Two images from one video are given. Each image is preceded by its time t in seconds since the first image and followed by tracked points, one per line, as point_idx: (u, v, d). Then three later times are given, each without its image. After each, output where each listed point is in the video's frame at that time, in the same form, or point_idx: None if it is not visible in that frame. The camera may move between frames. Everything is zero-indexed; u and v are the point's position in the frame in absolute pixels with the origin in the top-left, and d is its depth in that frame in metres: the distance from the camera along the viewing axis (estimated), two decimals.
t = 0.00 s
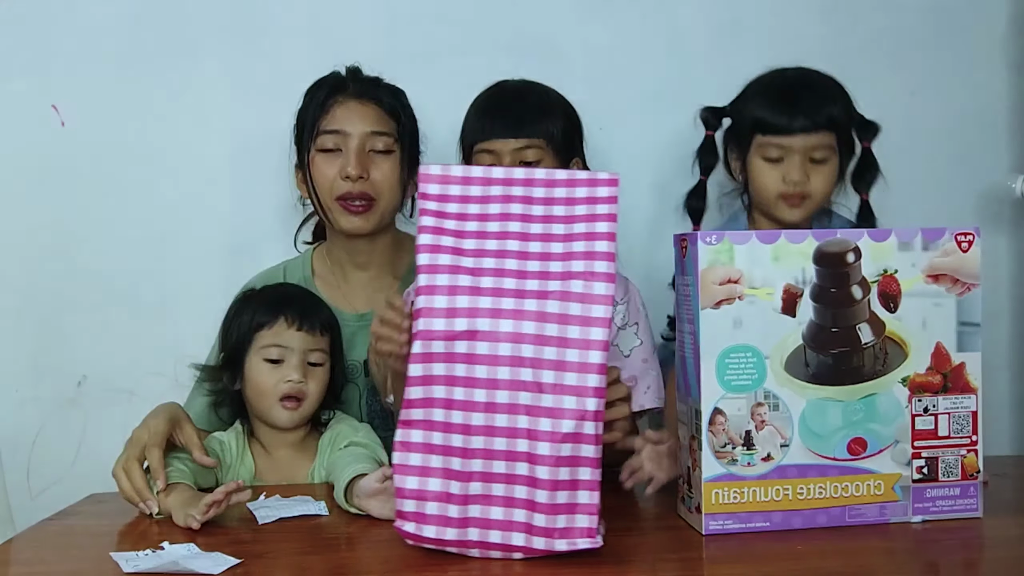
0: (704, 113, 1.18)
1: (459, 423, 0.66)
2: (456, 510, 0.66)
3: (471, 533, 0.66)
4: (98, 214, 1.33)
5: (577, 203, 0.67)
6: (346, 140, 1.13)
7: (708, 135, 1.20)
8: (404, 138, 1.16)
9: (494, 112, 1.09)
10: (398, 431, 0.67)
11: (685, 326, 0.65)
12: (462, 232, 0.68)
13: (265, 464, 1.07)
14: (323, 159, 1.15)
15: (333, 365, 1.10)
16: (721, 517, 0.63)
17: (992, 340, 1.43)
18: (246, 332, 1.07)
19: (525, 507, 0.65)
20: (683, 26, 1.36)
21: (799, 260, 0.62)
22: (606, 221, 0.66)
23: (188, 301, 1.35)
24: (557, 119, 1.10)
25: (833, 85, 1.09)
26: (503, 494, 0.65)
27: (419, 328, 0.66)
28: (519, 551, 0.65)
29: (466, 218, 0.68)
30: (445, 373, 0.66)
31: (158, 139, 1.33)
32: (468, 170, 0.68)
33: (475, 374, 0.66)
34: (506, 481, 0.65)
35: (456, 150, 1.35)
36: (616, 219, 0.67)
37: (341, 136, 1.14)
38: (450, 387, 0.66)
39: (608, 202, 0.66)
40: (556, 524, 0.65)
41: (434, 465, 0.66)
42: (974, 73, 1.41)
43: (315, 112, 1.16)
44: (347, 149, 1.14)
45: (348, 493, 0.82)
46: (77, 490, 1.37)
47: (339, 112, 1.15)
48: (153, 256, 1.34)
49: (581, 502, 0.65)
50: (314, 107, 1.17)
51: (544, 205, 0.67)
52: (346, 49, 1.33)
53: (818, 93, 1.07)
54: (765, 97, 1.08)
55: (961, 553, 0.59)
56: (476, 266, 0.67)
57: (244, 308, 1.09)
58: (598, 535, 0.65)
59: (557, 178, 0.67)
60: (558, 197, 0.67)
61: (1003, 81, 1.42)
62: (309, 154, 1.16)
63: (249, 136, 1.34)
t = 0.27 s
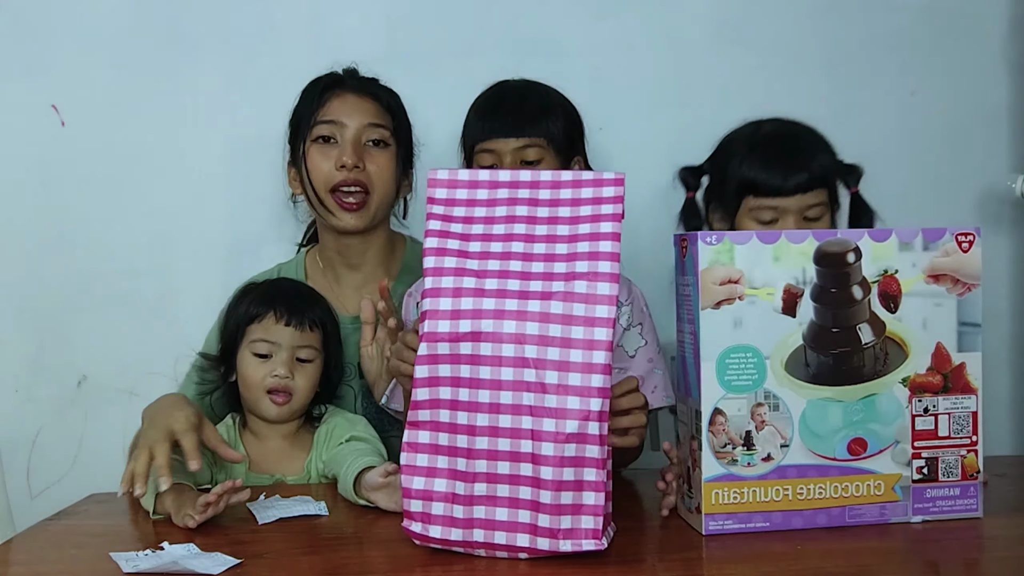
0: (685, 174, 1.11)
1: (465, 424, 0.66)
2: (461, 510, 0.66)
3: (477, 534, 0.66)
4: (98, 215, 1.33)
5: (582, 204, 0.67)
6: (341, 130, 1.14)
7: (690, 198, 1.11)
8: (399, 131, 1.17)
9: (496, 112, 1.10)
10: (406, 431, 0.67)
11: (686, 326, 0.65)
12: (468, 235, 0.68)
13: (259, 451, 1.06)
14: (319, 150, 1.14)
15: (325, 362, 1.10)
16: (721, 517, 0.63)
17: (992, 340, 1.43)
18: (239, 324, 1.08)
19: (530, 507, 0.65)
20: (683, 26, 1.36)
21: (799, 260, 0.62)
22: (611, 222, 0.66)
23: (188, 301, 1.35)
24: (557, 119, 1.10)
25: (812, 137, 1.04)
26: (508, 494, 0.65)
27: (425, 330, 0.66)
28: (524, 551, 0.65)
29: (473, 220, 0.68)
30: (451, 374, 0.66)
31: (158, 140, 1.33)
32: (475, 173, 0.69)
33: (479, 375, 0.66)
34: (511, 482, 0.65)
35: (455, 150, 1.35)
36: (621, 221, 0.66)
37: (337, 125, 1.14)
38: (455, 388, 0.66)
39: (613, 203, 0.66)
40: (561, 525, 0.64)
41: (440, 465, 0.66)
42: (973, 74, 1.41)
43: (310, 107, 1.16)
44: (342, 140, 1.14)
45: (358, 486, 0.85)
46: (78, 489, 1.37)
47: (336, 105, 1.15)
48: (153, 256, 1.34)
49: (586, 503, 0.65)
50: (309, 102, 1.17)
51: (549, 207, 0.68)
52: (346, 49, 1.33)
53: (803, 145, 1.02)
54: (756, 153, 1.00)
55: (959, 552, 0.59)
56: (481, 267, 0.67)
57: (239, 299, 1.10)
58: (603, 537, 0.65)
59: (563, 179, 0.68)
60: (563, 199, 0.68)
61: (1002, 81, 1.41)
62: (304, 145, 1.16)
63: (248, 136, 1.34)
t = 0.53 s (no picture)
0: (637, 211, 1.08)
1: (463, 428, 0.63)
2: (460, 514, 0.63)
3: (476, 538, 0.63)
4: (98, 214, 1.32)
5: (580, 206, 0.65)
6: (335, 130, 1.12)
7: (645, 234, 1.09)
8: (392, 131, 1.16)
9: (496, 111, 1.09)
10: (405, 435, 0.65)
11: (695, 327, 0.65)
12: (466, 238, 0.65)
13: (254, 440, 1.07)
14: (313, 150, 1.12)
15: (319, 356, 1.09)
16: (731, 521, 0.63)
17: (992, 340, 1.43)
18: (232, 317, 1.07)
19: (530, 511, 0.62)
20: (684, 26, 1.35)
21: (810, 260, 0.62)
22: (609, 224, 0.63)
23: (188, 301, 1.35)
24: (556, 119, 1.10)
25: (763, 164, 1.03)
26: (507, 498, 0.63)
27: (424, 333, 0.64)
28: (524, 554, 0.62)
29: (470, 222, 0.66)
30: (450, 377, 0.63)
31: (158, 140, 1.32)
32: (471, 176, 0.67)
33: (478, 378, 0.63)
34: (510, 486, 0.62)
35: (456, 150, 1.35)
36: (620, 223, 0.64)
37: (331, 125, 1.12)
38: (454, 391, 0.63)
39: (611, 204, 0.64)
40: (562, 528, 0.62)
41: (439, 469, 0.64)
42: (974, 74, 1.41)
43: (303, 108, 1.15)
44: (336, 140, 1.12)
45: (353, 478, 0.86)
46: (78, 490, 1.36)
47: (330, 105, 1.13)
48: (153, 256, 1.34)
49: (586, 506, 0.62)
50: (302, 102, 1.15)
51: (547, 209, 0.65)
52: (346, 48, 1.32)
53: (751, 175, 1.01)
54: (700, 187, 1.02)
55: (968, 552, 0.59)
56: (479, 269, 0.64)
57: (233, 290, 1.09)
58: (604, 540, 0.62)
59: (561, 181, 0.66)
60: (562, 201, 0.65)
61: (1003, 81, 1.41)
62: (298, 145, 1.13)
63: (248, 136, 1.33)
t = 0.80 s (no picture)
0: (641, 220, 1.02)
1: (461, 427, 0.61)
2: (460, 513, 0.61)
3: (476, 537, 0.61)
4: (97, 214, 1.32)
5: (574, 204, 0.62)
6: (331, 130, 1.11)
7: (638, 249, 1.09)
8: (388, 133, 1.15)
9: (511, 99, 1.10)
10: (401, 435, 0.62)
11: (699, 325, 0.64)
12: (460, 237, 0.63)
13: (264, 422, 1.04)
14: (310, 151, 1.11)
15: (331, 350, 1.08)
16: (734, 518, 0.62)
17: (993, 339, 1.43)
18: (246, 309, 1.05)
19: (529, 509, 0.60)
20: (684, 25, 1.35)
21: (814, 259, 0.60)
22: (603, 222, 0.61)
23: (188, 301, 1.34)
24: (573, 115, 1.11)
25: (764, 178, 1.01)
26: (507, 495, 0.61)
27: (419, 334, 0.61)
28: (524, 552, 0.61)
29: (464, 222, 0.64)
30: (447, 377, 0.61)
31: (158, 139, 1.32)
32: (465, 175, 0.65)
33: (475, 377, 0.61)
34: (508, 484, 0.60)
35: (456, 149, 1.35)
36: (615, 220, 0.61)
37: (328, 124, 1.11)
38: (452, 391, 0.61)
39: (605, 202, 0.61)
40: (561, 526, 0.60)
41: (438, 468, 0.62)
42: (973, 73, 1.41)
43: (300, 107, 1.14)
44: (333, 140, 1.11)
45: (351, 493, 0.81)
46: (79, 490, 1.36)
47: (327, 105, 1.13)
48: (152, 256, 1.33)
49: (585, 503, 0.60)
50: (299, 102, 1.14)
51: (542, 208, 0.63)
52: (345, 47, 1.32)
53: (754, 188, 0.99)
54: (705, 198, 0.99)
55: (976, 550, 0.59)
56: (475, 268, 0.62)
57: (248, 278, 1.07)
58: (604, 536, 0.60)
59: (555, 179, 0.63)
60: (556, 199, 0.63)
61: (1002, 81, 1.42)
62: (295, 145, 1.13)
63: (248, 135, 1.33)
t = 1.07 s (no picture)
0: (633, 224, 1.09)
1: (458, 427, 0.61)
2: (460, 513, 0.61)
3: (476, 537, 0.61)
4: (97, 214, 1.32)
5: (569, 204, 0.63)
6: (336, 133, 1.11)
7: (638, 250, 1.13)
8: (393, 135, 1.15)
9: (522, 92, 1.10)
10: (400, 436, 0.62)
11: (702, 326, 0.64)
12: (457, 238, 0.63)
13: (272, 418, 1.05)
14: (314, 154, 1.12)
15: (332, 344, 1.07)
16: (738, 519, 0.62)
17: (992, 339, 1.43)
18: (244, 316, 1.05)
19: (527, 508, 0.60)
20: (685, 26, 1.35)
21: (817, 259, 0.60)
22: (598, 221, 0.61)
23: (188, 300, 1.34)
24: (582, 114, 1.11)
25: (750, 182, 1.03)
26: (506, 495, 0.60)
27: (416, 334, 0.61)
28: (524, 552, 0.61)
29: (461, 223, 0.64)
30: (444, 377, 0.61)
31: (158, 139, 1.31)
32: (460, 176, 0.65)
33: (472, 377, 0.60)
34: (508, 483, 0.60)
35: (456, 149, 1.35)
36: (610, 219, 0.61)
37: (333, 127, 1.11)
38: (449, 391, 0.61)
39: (600, 201, 0.62)
40: (560, 524, 0.60)
41: (437, 468, 0.62)
42: (972, 75, 1.41)
43: (305, 108, 1.14)
44: (338, 142, 1.11)
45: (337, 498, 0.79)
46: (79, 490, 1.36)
47: (332, 106, 1.12)
48: (152, 256, 1.33)
49: (584, 501, 0.60)
50: (304, 103, 1.14)
51: (536, 208, 0.63)
52: (347, 47, 1.32)
53: (738, 190, 1.01)
54: (688, 202, 1.04)
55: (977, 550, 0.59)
56: (471, 269, 0.62)
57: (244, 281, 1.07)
58: (603, 535, 0.60)
59: (549, 179, 0.63)
60: (550, 199, 0.63)
61: (1000, 83, 1.42)
62: (299, 146, 1.13)
63: (248, 134, 1.32)
